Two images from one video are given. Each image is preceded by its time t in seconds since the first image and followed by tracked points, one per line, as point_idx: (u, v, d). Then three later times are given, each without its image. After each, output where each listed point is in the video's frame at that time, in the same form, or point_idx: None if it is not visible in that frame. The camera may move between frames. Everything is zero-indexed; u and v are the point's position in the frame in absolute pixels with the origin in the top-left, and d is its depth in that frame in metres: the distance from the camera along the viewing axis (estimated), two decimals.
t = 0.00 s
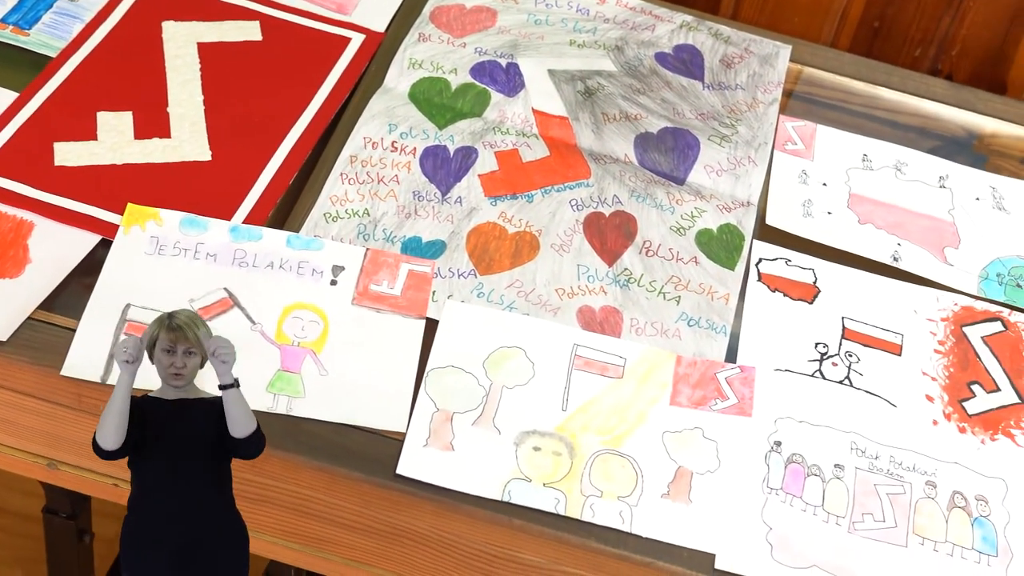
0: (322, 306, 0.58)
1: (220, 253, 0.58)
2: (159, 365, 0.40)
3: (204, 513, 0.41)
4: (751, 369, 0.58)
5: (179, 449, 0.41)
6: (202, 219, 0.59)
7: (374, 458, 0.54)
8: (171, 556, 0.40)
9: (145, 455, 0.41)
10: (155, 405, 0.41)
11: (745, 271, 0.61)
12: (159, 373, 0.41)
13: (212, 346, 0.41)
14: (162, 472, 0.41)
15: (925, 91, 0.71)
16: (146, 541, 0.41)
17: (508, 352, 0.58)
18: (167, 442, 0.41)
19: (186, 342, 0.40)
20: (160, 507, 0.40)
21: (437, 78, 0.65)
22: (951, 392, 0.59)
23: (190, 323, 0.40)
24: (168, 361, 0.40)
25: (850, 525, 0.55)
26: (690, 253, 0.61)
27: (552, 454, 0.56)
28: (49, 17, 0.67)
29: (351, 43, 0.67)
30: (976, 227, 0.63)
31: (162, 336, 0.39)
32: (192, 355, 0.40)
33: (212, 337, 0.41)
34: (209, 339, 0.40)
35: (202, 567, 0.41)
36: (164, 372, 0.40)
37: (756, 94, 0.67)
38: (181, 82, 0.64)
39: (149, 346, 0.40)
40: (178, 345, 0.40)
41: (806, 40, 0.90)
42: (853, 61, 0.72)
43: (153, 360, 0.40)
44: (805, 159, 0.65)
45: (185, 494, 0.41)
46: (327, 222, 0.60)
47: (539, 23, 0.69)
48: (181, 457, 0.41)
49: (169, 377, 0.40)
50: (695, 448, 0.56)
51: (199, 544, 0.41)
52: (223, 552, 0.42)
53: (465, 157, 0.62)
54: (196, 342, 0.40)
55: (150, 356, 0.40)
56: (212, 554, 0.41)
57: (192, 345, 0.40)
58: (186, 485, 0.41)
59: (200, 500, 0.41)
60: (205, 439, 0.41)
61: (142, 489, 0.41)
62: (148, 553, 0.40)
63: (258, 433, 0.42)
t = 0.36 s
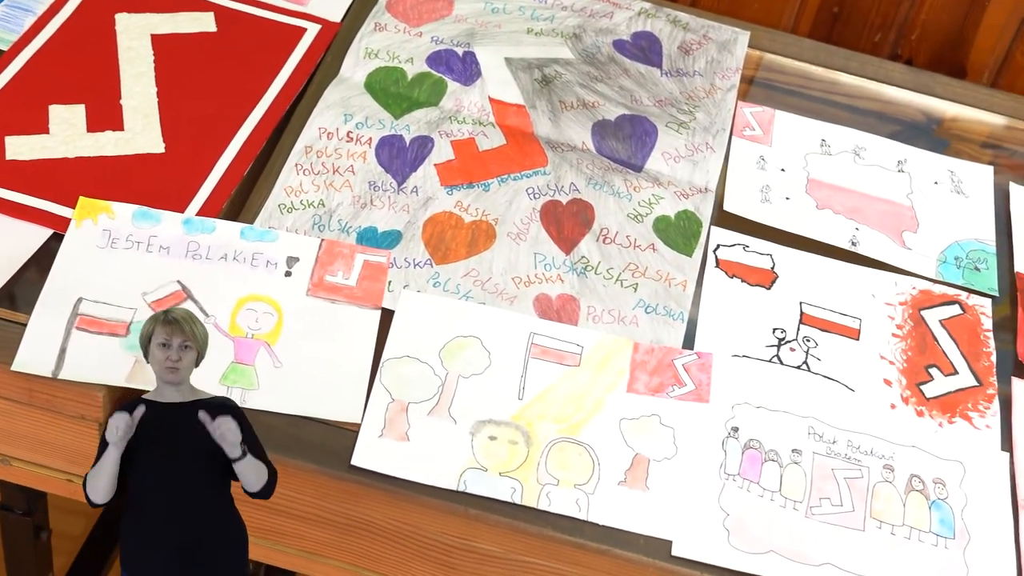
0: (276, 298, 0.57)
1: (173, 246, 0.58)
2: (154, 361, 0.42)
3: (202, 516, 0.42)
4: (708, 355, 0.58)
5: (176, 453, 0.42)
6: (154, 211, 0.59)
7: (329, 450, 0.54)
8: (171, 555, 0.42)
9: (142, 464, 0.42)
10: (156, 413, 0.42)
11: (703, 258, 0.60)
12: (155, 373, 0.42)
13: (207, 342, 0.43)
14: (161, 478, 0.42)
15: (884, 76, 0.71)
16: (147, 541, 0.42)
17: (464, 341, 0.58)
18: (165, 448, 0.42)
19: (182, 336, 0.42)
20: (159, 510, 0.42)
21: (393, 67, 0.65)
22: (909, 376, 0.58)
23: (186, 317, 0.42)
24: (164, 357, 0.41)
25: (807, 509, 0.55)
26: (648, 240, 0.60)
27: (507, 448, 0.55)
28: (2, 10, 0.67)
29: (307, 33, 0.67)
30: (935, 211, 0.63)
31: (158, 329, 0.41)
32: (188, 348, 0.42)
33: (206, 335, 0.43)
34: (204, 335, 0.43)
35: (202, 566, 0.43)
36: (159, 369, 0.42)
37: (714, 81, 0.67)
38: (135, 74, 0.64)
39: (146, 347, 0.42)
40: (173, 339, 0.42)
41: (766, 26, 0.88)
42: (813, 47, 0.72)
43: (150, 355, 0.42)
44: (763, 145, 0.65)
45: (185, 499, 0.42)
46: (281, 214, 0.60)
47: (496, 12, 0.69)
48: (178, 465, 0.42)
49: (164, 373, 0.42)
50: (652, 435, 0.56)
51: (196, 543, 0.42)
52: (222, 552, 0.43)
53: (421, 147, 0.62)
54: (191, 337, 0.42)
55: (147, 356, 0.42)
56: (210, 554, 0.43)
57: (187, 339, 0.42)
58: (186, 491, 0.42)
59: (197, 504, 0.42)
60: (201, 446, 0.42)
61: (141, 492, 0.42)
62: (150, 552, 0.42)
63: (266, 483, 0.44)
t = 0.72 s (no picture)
0: (227, 291, 0.57)
1: (123, 240, 0.57)
2: (151, 362, 0.41)
3: (201, 516, 0.43)
4: (662, 343, 0.58)
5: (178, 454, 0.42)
6: (104, 205, 0.58)
7: (281, 443, 0.53)
8: (171, 557, 0.43)
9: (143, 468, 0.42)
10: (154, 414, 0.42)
11: (657, 246, 0.60)
12: (154, 375, 0.42)
13: (203, 340, 0.42)
14: (160, 481, 0.42)
15: (840, 62, 0.71)
16: (147, 543, 0.43)
17: (417, 332, 0.57)
18: (164, 453, 0.42)
19: (177, 334, 0.41)
20: (158, 511, 0.43)
21: (347, 58, 0.65)
22: (863, 361, 0.58)
23: (179, 316, 0.41)
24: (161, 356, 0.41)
25: (760, 496, 0.55)
26: (602, 229, 0.60)
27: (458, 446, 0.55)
28: None
29: (260, 25, 0.67)
30: (890, 197, 0.63)
31: (152, 329, 0.41)
32: (184, 347, 0.41)
33: (202, 334, 0.42)
34: (200, 333, 0.42)
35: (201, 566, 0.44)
36: (158, 370, 0.41)
37: (669, 68, 0.67)
38: (85, 67, 0.63)
39: (144, 348, 0.42)
40: (167, 339, 0.41)
41: (725, 14, 0.88)
42: (769, 34, 0.72)
43: (146, 355, 0.41)
44: (718, 132, 0.65)
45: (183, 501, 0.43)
46: (233, 206, 0.59)
47: (450, 2, 0.69)
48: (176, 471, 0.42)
49: (162, 373, 0.42)
50: (604, 424, 0.56)
51: (195, 543, 0.43)
52: (220, 552, 0.44)
53: (374, 138, 0.62)
54: (187, 335, 0.42)
55: (145, 357, 0.42)
56: (209, 554, 0.44)
57: (182, 337, 0.41)
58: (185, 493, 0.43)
59: (196, 506, 0.43)
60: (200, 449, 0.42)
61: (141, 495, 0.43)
62: (149, 554, 0.43)
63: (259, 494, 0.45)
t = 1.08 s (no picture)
0: (181, 284, 0.56)
1: (77, 235, 0.57)
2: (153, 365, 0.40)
3: (205, 514, 0.42)
4: (619, 331, 0.58)
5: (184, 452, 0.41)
6: (57, 200, 0.58)
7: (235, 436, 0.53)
8: (171, 559, 0.41)
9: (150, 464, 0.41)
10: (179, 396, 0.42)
11: (614, 234, 0.60)
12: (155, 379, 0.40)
13: (204, 340, 0.41)
14: (164, 476, 0.41)
15: (798, 49, 0.71)
16: (145, 543, 0.41)
17: (373, 323, 0.57)
18: (170, 446, 0.41)
19: (175, 336, 0.40)
20: (160, 508, 0.41)
21: (302, 50, 0.65)
22: (820, 347, 0.58)
23: (177, 317, 0.40)
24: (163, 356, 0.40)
25: (717, 482, 0.55)
26: (559, 218, 0.60)
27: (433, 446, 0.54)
28: None
29: (216, 18, 0.67)
30: (847, 183, 0.63)
31: (150, 333, 0.39)
32: (184, 348, 0.40)
33: (204, 334, 0.41)
34: (201, 333, 0.40)
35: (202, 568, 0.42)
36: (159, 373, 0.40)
37: (626, 57, 0.67)
38: (39, 62, 0.63)
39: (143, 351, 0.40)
40: (165, 341, 0.39)
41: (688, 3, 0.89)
42: (727, 22, 0.72)
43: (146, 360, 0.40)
44: (676, 121, 0.65)
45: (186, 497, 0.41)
46: (187, 199, 0.59)
47: None
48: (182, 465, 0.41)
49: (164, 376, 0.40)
50: (560, 412, 0.56)
51: (197, 543, 0.41)
52: (218, 554, 0.42)
53: (330, 129, 0.62)
54: (186, 336, 0.40)
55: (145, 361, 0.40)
56: (210, 555, 0.42)
57: (182, 338, 0.40)
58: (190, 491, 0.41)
59: (199, 502, 0.42)
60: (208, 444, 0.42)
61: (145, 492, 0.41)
62: (147, 556, 0.41)
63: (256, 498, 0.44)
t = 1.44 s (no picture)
0: (140, 279, 0.56)
1: (34, 231, 0.57)
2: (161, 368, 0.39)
3: (206, 516, 0.41)
4: (581, 321, 0.58)
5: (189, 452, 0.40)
6: (14, 196, 0.57)
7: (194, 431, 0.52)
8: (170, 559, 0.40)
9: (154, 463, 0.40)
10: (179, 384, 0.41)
11: (576, 224, 0.60)
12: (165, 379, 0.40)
13: (215, 340, 0.40)
14: (169, 476, 0.40)
15: (761, 38, 0.71)
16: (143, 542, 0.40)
17: (334, 316, 0.57)
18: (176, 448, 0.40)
19: (183, 340, 0.38)
20: (162, 509, 0.40)
21: (262, 43, 0.65)
22: (782, 334, 0.58)
23: (185, 320, 0.38)
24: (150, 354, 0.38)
25: (680, 470, 0.55)
26: (521, 208, 0.60)
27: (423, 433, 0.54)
28: None
29: (175, 12, 0.67)
30: (809, 170, 0.63)
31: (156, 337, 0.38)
32: (193, 352, 0.39)
33: (213, 335, 0.40)
34: (210, 335, 0.39)
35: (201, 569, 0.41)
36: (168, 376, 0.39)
37: (588, 47, 0.67)
38: None
39: (148, 352, 0.39)
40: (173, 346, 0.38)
41: None
42: (689, 12, 0.72)
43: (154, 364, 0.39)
44: (637, 110, 0.64)
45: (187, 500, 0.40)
46: (146, 194, 0.59)
47: None
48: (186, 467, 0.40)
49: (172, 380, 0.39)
50: (521, 403, 0.56)
51: (196, 544, 0.40)
52: (219, 555, 0.41)
53: (290, 123, 0.61)
54: (194, 338, 0.39)
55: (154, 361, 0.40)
56: (210, 557, 0.41)
57: (191, 342, 0.39)
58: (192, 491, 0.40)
59: (201, 504, 0.40)
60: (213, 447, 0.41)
61: (147, 491, 0.40)
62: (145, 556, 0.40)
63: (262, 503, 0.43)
